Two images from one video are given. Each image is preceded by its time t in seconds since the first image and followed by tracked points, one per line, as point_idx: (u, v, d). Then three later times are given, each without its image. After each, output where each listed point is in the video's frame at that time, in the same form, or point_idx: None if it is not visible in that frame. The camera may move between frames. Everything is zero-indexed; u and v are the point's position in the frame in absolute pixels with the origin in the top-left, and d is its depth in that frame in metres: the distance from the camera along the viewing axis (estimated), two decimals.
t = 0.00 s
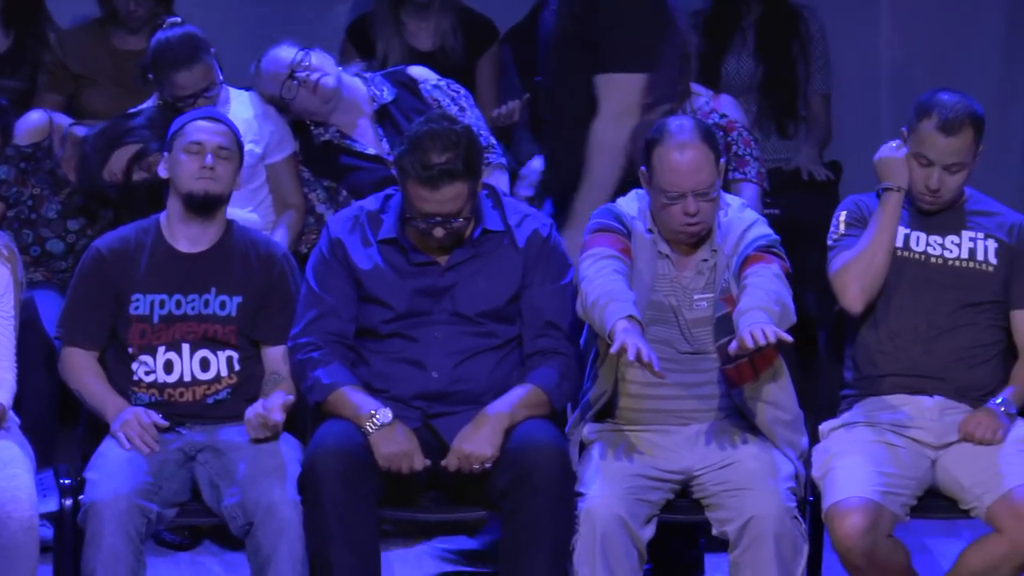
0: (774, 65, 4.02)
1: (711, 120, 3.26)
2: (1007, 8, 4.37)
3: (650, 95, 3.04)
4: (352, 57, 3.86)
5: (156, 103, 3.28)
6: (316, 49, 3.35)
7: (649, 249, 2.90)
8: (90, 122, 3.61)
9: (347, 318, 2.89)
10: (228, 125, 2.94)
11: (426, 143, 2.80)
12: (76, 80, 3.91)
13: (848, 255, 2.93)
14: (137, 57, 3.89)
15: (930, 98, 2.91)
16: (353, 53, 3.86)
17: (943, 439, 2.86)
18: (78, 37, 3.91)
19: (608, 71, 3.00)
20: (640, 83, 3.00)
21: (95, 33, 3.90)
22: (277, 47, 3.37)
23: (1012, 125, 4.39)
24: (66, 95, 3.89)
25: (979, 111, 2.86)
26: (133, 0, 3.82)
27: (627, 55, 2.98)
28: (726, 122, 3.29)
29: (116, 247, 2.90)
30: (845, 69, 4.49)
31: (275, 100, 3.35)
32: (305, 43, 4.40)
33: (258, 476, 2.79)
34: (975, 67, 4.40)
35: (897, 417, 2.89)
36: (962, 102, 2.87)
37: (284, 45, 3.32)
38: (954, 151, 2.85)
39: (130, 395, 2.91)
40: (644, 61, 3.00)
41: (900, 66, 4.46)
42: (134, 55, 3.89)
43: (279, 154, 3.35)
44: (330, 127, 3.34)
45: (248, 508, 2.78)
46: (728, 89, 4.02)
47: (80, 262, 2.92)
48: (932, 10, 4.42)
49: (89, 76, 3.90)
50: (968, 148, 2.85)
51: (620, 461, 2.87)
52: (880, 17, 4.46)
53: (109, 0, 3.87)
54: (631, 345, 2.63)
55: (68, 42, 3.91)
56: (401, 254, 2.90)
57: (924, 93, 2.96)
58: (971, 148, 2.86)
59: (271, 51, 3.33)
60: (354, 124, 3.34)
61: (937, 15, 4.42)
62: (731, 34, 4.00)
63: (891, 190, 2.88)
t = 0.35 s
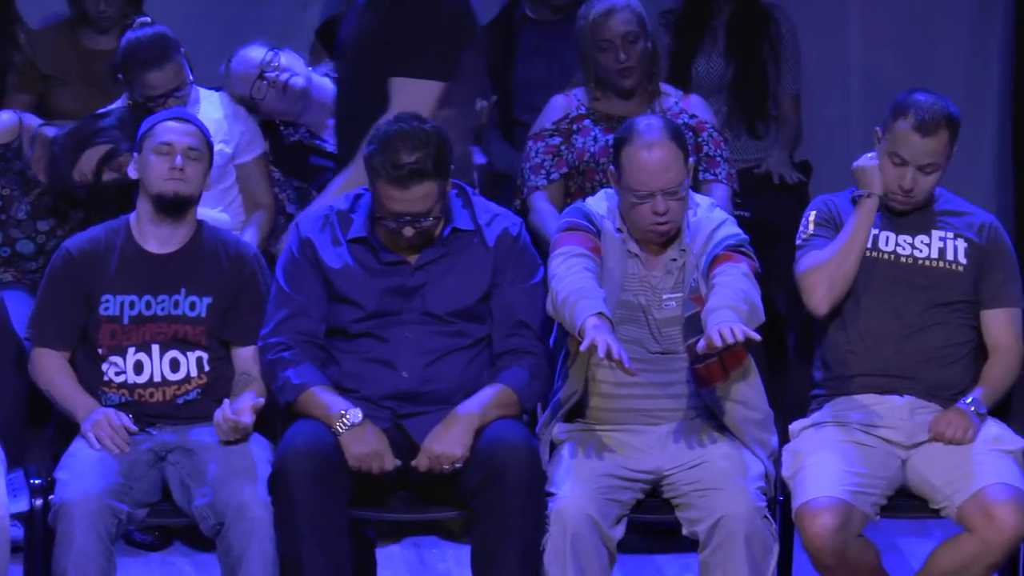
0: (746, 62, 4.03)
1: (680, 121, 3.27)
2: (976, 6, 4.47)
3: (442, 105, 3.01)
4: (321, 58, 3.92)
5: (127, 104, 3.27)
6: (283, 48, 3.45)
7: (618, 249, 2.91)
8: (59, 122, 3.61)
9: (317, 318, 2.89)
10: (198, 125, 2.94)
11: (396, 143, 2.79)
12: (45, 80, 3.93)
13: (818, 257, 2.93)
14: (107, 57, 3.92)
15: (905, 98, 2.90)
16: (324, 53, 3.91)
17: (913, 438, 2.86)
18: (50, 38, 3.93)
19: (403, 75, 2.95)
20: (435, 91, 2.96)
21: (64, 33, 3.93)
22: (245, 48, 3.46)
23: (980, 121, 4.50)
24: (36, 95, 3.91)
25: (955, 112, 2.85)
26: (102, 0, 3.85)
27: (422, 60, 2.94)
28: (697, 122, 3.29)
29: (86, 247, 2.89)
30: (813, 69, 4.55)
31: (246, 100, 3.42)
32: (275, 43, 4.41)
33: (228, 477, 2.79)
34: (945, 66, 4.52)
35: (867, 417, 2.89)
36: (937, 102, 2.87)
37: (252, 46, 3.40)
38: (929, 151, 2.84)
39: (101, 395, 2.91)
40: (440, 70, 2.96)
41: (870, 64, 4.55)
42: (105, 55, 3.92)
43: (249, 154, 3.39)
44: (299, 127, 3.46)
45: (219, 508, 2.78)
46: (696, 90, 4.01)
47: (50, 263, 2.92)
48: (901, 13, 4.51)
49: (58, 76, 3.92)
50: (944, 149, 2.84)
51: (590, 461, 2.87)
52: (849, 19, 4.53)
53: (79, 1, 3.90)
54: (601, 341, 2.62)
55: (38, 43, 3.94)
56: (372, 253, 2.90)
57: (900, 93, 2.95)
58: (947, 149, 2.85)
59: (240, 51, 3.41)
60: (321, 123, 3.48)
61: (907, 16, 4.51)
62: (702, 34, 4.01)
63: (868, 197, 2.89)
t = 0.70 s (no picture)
0: (720, 59, 4.02)
1: (657, 120, 3.28)
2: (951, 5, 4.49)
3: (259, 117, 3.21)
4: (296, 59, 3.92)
5: (103, 104, 3.30)
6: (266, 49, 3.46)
7: (594, 248, 2.90)
8: (35, 122, 3.61)
9: (292, 318, 2.89)
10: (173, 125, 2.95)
11: (371, 143, 2.80)
12: (21, 81, 3.93)
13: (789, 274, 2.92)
14: (84, 57, 3.93)
15: (883, 94, 2.90)
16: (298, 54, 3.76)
17: (889, 438, 2.85)
18: (28, 40, 3.94)
19: (219, 87, 3.14)
20: (252, 98, 3.17)
21: (41, 33, 3.94)
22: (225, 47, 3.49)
23: (957, 115, 4.53)
24: (12, 95, 3.91)
25: (933, 110, 2.84)
26: None
27: (235, 68, 3.14)
28: (674, 122, 3.30)
29: (62, 248, 2.89)
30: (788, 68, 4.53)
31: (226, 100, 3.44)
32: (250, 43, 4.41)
33: (203, 477, 2.79)
34: (919, 65, 4.53)
35: (843, 417, 2.89)
36: (915, 99, 2.86)
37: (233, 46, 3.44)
38: (904, 146, 2.83)
39: (76, 395, 2.90)
40: (257, 77, 3.17)
41: (845, 63, 4.53)
42: (81, 55, 3.93)
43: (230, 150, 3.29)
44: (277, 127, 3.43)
45: (195, 508, 2.78)
46: (671, 88, 4.01)
47: (26, 263, 2.92)
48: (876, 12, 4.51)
49: (34, 76, 3.92)
50: (919, 145, 2.84)
51: (566, 461, 2.86)
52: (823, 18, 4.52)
53: (55, 1, 3.91)
54: (576, 340, 2.62)
55: (14, 44, 3.95)
56: (347, 253, 2.90)
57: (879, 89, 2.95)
58: (923, 146, 2.85)
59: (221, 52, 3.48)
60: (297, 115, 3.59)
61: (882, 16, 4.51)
62: (674, 33, 4.00)
63: (841, 223, 2.84)
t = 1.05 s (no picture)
0: (697, 58, 4.01)
1: (636, 120, 3.26)
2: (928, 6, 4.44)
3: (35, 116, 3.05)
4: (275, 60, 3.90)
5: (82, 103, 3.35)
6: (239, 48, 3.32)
7: (574, 248, 2.90)
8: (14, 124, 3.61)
9: (271, 319, 2.88)
10: (152, 125, 2.95)
11: (350, 143, 2.79)
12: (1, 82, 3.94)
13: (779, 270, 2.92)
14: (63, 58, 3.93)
15: (851, 96, 2.93)
16: (278, 54, 3.81)
17: (868, 438, 2.86)
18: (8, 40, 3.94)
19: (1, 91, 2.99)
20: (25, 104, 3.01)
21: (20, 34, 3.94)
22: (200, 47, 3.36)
23: (931, 115, 4.50)
24: None
25: (893, 113, 2.86)
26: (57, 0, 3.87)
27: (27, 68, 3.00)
28: (652, 122, 3.29)
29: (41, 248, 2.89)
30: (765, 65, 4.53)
31: (200, 100, 3.35)
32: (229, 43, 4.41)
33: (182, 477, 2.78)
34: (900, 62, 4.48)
35: (822, 416, 2.89)
36: (876, 102, 2.87)
37: (207, 45, 3.30)
38: (859, 150, 2.86)
39: (55, 395, 2.91)
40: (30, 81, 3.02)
41: (823, 62, 4.50)
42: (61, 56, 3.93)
43: (204, 153, 3.39)
44: (253, 128, 3.32)
45: (174, 508, 2.78)
46: (649, 88, 4.00)
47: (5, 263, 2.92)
48: (854, 9, 4.47)
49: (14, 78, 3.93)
50: (875, 147, 2.86)
51: (546, 461, 2.87)
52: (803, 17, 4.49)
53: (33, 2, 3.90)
54: (554, 338, 2.62)
55: None
56: (326, 253, 2.90)
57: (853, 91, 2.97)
58: (879, 149, 2.86)
59: (194, 51, 3.32)
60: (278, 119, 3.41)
61: (862, 12, 4.47)
62: (653, 33, 4.01)
63: (832, 215, 2.85)
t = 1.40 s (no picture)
0: (675, 57, 4.02)
1: (612, 120, 3.28)
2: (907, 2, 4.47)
3: None
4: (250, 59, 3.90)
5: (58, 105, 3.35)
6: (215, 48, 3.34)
7: (549, 248, 2.91)
8: None
9: (247, 319, 2.89)
10: (128, 126, 2.95)
11: (326, 144, 2.79)
12: None
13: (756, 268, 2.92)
14: (39, 58, 3.92)
15: (824, 93, 2.92)
16: (253, 53, 3.82)
17: (844, 438, 2.86)
18: None
19: None
20: None
21: None
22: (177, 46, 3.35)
23: (908, 111, 4.54)
24: None
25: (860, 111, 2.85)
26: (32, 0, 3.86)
27: None
28: (628, 122, 3.29)
29: (17, 248, 2.89)
30: (743, 65, 4.51)
31: (175, 99, 3.35)
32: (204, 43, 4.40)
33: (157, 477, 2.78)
34: (882, 62, 4.51)
35: (798, 416, 2.90)
36: (844, 99, 2.88)
37: (183, 45, 3.31)
38: (827, 146, 2.86)
39: (31, 395, 2.91)
40: None
41: (800, 62, 4.51)
42: (37, 56, 3.92)
43: (180, 153, 3.38)
44: (230, 128, 3.33)
45: (150, 509, 2.78)
46: (627, 86, 4.01)
47: None
48: (830, 7, 4.49)
49: None
50: (840, 146, 2.86)
51: (522, 461, 2.86)
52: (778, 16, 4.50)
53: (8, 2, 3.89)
54: (530, 336, 2.63)
55: None
56: (302, 254, 2.90)
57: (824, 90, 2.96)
58: (846, 147, 2.87)
59: (170, 52, 3.32)
60: (254, 123, 3.34)
61: (837, 11, 4.49)
62: (631, 33, 4.00)
63: (813, 220, 2.84)
